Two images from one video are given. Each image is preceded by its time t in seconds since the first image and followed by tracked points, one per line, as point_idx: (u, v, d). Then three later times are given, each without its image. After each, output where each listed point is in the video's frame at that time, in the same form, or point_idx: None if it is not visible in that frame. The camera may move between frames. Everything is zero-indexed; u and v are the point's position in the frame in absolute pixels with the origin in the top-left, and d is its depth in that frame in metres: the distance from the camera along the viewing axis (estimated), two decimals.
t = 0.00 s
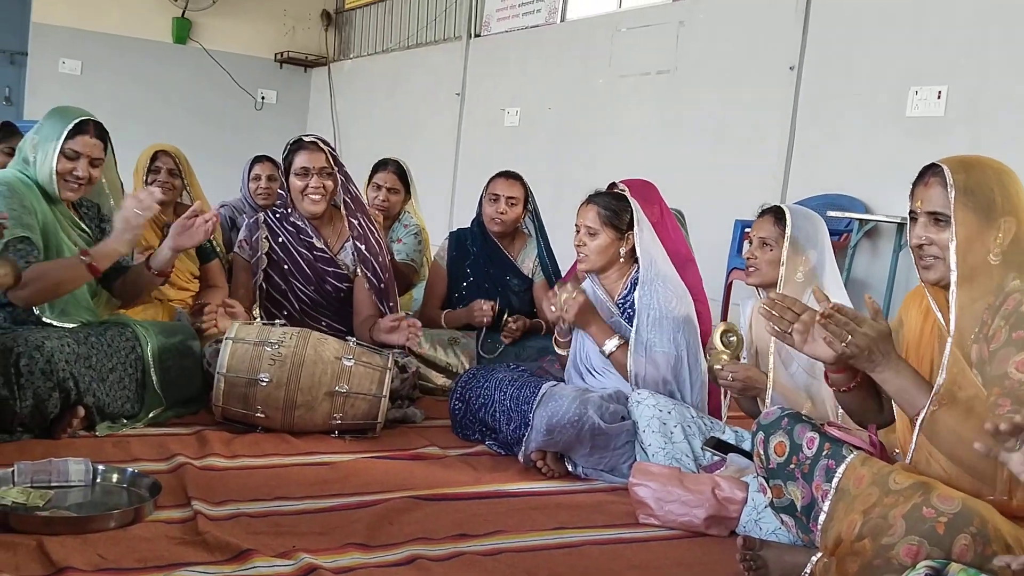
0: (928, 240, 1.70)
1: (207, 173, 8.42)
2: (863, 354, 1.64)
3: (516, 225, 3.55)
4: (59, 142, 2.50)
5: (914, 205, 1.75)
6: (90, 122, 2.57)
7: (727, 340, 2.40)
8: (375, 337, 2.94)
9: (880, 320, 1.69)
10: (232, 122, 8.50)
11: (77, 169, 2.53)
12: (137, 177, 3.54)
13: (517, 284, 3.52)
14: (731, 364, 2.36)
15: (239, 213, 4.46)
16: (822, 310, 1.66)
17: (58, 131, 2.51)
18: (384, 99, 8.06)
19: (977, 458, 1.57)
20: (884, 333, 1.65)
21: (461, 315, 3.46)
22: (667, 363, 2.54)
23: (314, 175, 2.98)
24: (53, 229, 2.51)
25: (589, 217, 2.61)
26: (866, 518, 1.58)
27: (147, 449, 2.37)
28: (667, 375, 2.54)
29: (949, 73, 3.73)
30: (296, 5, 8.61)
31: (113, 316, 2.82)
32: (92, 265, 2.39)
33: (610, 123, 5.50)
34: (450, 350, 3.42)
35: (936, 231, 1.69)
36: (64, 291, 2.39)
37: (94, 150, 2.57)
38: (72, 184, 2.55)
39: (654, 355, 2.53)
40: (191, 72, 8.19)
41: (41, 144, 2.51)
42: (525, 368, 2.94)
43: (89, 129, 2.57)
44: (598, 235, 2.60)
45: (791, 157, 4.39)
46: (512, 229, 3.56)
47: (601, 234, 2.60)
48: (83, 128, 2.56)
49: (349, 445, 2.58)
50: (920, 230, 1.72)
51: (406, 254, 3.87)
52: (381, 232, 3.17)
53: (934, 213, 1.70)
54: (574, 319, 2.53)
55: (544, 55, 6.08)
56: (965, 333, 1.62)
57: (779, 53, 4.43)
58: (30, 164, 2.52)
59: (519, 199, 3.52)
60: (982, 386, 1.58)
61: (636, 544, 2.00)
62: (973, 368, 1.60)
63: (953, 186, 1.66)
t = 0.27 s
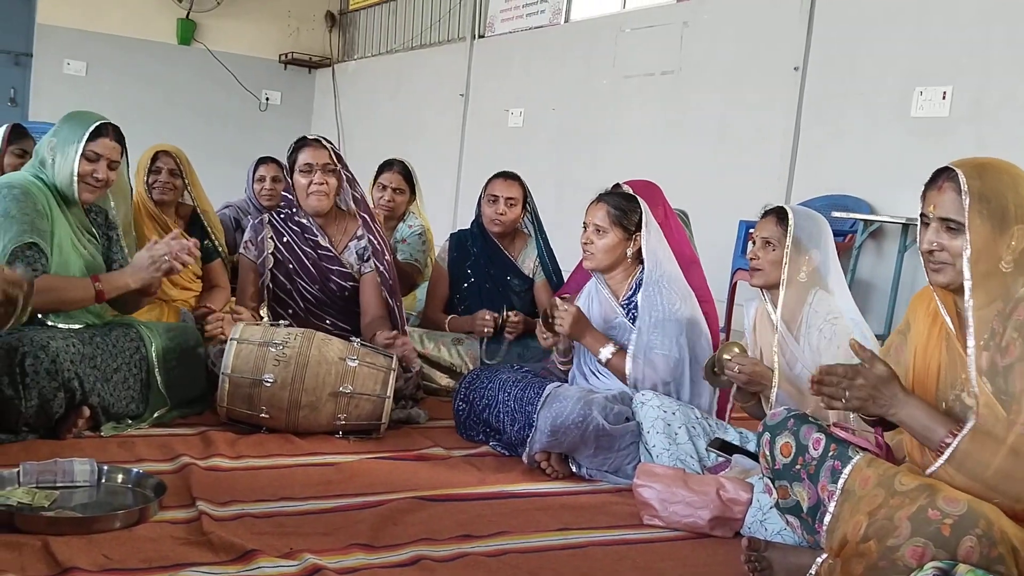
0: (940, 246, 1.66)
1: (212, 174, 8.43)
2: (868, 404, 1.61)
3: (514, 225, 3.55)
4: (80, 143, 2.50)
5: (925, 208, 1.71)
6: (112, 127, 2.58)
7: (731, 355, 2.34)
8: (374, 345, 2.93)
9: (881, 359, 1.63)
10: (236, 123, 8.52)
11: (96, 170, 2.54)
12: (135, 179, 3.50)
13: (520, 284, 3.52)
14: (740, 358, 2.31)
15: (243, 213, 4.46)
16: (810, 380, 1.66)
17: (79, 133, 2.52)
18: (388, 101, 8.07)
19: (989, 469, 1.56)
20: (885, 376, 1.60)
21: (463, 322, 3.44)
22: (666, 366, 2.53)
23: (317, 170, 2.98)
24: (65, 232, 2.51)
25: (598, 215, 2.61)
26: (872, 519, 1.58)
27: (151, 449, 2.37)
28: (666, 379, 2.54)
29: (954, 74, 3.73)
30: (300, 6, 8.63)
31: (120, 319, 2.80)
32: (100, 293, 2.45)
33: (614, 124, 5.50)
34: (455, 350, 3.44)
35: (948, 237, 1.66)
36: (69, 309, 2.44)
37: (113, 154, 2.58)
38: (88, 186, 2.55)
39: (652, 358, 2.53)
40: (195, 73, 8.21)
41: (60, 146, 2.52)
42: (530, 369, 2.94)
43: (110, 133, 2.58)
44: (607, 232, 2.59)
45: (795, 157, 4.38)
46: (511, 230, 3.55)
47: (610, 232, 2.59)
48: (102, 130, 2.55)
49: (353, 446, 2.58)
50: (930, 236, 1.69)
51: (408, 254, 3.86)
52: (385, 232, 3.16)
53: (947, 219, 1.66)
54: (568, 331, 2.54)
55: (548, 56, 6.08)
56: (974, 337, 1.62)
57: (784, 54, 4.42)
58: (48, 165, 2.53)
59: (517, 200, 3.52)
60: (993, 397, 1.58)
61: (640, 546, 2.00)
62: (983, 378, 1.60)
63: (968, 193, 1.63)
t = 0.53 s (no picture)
0: (959, 251, 1.67)
1: (214, 174, 8.44)
2: (897, 365, 1.59)
3: (516, 224, 3.55)
4: (71, 135, 2.51)
5: (943, 211, 1.70)
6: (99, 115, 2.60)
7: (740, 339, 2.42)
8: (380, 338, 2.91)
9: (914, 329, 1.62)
10: (238, 123, 8.53)
11: (90, 160, 2.55)
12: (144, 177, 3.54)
13: (521, 283, 3.53)
14: (739, 364, 2.34)
15: (246, 214, 4.47)
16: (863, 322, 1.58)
17: (69, 126, 2.53)
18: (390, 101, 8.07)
19: (996, 473, 1.55)
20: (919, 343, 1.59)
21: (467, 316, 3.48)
22: (672, 363, 2.54)
23: (303, 171, 2.97)
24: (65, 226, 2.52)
25: (597, 217, 2.60)
26: (874, 520, 1.58)
27: (154, 449, 2.38)
28: (671, 375, 2.54)
29: (957, 73, 3.72)
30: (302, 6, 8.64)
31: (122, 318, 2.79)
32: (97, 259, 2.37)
33: (616, 124, 5.50)
34: (456, 350, 3.43)
35: (966, 242, 1.66)
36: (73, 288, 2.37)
37: (105, 142, 2.60)
38: (85, 178, 2.56)
39: (659, 354, 2.53)
40: (198, 73, 8.22)
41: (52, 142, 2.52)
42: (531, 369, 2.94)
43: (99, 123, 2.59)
44: (604, 235, 2.59)
45: (798, 157, 4.38)
46: (512, 229, 3.55)
47: (608, 235, 2.59)
48: (89, 119, 2.56)
49: (355, 445, 2.58)
50: (949, 239, 1.68)
51: (411, 254, 3.88)
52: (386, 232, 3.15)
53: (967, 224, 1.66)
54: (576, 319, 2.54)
55: (550, 55, 6.08)
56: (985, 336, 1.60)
57: (786, 53, 4.42)
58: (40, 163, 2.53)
59: (520, 198, 3.51)
60: (1003, 397, 1.55)
61: (642, 545, 2.00)
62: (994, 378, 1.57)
63: (992, 199, 1.62)
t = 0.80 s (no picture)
0: (957, 251, 1.65)
1: (214, 173, 8.44)
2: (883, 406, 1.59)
3: (513, 223, 3.55)
4: (60, 144, 2.49)
5: (940, 212, 1.69)
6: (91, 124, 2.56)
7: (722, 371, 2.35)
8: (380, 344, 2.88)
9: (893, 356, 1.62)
10: (238, 122, 8.52)
11: (80, 169, 2.53)
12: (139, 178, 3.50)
13: (520, 284, 3.53)
14: (745, 358, 2.28)
15: (245, 213, 4.47)
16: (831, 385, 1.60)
17: (59, 133, 2.50)
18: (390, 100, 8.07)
19: (997, 472, 1.55)
20: (897, 374, 1.59)
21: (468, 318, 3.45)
22: (660, 362, 2.54)
23: (303, 171, 2.97)
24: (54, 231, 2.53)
25: (600, 213, 2.59)
26: (873, 518, 1.58)
27: (153, 448, 2.38)
28: (661, 374, 2.54)
29: (957, 73, 3.72)
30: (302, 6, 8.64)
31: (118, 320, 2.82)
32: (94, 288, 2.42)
33: (616, 123, 5.50)
34: (456, 350, 3.43)
35: (964, 243, 1.65)
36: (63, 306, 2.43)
37: (95, 150, 2.56)
38: (76, 185, 2.55)
39: (646, 354, 2.53)
40: (198, 72, 8.22)
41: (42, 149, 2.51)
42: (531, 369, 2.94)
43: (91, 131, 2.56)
44: (608, 231, 2.58)
45: (798, 156, 4.38)
46: (511, 229, 3.56)
47: (612, 231, 2.58)
48: (82, 127, 2.53)
49: (354, 445, 2.58)
50: (948, 241, 1.67)
51: (410, 253, 3.89)
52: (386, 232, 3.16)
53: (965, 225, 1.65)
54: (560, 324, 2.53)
55: (550, 55, 6.08)
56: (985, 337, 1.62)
57: (786, 52, 4.42)
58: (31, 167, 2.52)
59: (515, 197, 3.51)
60: (1001, 400, 1.58)
61: (641, 544, 2.00)
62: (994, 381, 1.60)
63: (989, 200, 1.61)
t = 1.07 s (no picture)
0: (945, 245, 1.67)
1: (213, 173, 8.44)
2: (874, 377, 1.56)
3: (519, 224, 3.55)
4: (42, 134, 2.49)
5: (928, 208, 1.72)
6: (68, 110, 2.56)
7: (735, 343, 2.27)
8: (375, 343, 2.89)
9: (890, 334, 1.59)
10: (237, 122, 8.52)
11: (65, 157, 2.53)
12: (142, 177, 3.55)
13: (522, 282, 3.53)
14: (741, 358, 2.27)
15: (244, 212, 4.47)
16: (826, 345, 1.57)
17: (39, 124, 2.51)
18: (389, 99, 8.07)
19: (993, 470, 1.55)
20: (894, 352, 1.56)
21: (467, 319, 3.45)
22: (677, 361, 2.54)
23: (304, 172, 2.98)
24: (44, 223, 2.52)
25: (589, 215, 2.61)
26: (870, 516, 1.58)
27: (151, 448, 2.38)
28: (678, 373, 2.55)
29: (955, 71, 3.72)
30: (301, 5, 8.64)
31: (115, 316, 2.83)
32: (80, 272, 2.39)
33: (615, 122, 5.50)
34: (455, 349, 3.42)
35: (953, 237, 1.66)
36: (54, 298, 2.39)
37: (78, 137, 2.56)
38: (63, 175, 2.55)
39: (664, 354, 2.53)
40: (196, 72, 8.22)
41: (24, 141, 2.50)
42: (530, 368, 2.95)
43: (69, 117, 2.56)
44: (598, 233, 2.59)
45: (796, 155, 4.38)
46: (514, 228, 3.56)
47: (601, 233, 2.59)
48: (61, 115, 2.54)
49: (353, 444, 2.58)
50: (937, 236, 1.69)
51: (409, 251, 3.89)
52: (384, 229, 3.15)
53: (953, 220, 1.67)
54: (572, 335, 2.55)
55: (549, 54, 6.08)
56: (978, 332, 1.62)
57: (784, 51, 4.42)
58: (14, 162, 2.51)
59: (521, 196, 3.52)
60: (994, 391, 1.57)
61: (638, 543, 2.00)
62: (986, 373, 1.59)
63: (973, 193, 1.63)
